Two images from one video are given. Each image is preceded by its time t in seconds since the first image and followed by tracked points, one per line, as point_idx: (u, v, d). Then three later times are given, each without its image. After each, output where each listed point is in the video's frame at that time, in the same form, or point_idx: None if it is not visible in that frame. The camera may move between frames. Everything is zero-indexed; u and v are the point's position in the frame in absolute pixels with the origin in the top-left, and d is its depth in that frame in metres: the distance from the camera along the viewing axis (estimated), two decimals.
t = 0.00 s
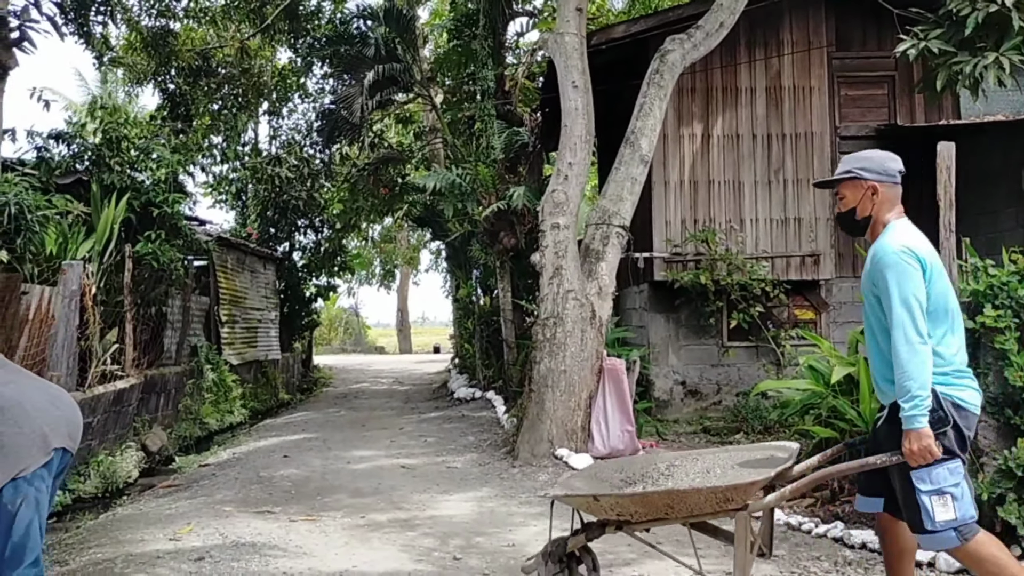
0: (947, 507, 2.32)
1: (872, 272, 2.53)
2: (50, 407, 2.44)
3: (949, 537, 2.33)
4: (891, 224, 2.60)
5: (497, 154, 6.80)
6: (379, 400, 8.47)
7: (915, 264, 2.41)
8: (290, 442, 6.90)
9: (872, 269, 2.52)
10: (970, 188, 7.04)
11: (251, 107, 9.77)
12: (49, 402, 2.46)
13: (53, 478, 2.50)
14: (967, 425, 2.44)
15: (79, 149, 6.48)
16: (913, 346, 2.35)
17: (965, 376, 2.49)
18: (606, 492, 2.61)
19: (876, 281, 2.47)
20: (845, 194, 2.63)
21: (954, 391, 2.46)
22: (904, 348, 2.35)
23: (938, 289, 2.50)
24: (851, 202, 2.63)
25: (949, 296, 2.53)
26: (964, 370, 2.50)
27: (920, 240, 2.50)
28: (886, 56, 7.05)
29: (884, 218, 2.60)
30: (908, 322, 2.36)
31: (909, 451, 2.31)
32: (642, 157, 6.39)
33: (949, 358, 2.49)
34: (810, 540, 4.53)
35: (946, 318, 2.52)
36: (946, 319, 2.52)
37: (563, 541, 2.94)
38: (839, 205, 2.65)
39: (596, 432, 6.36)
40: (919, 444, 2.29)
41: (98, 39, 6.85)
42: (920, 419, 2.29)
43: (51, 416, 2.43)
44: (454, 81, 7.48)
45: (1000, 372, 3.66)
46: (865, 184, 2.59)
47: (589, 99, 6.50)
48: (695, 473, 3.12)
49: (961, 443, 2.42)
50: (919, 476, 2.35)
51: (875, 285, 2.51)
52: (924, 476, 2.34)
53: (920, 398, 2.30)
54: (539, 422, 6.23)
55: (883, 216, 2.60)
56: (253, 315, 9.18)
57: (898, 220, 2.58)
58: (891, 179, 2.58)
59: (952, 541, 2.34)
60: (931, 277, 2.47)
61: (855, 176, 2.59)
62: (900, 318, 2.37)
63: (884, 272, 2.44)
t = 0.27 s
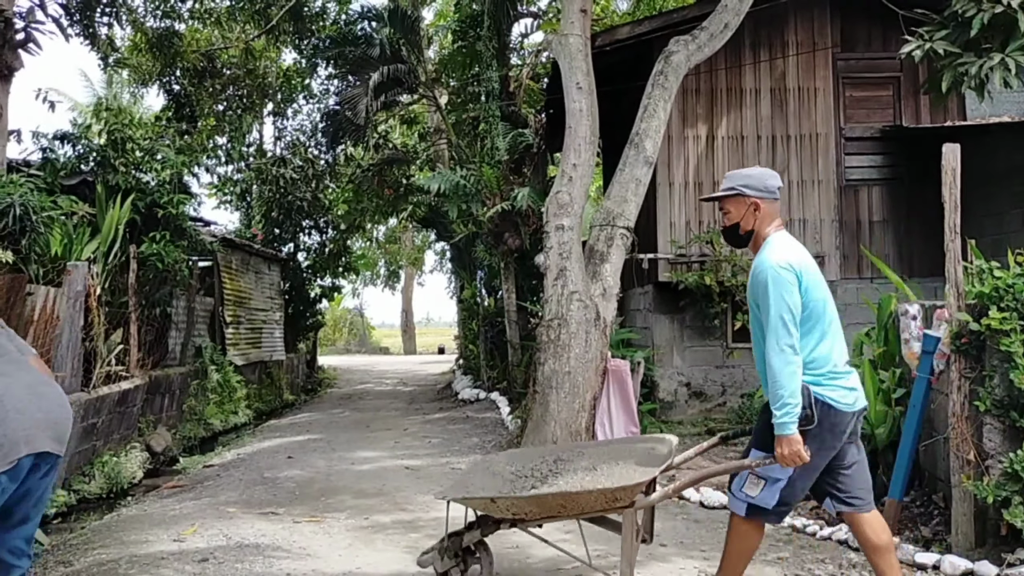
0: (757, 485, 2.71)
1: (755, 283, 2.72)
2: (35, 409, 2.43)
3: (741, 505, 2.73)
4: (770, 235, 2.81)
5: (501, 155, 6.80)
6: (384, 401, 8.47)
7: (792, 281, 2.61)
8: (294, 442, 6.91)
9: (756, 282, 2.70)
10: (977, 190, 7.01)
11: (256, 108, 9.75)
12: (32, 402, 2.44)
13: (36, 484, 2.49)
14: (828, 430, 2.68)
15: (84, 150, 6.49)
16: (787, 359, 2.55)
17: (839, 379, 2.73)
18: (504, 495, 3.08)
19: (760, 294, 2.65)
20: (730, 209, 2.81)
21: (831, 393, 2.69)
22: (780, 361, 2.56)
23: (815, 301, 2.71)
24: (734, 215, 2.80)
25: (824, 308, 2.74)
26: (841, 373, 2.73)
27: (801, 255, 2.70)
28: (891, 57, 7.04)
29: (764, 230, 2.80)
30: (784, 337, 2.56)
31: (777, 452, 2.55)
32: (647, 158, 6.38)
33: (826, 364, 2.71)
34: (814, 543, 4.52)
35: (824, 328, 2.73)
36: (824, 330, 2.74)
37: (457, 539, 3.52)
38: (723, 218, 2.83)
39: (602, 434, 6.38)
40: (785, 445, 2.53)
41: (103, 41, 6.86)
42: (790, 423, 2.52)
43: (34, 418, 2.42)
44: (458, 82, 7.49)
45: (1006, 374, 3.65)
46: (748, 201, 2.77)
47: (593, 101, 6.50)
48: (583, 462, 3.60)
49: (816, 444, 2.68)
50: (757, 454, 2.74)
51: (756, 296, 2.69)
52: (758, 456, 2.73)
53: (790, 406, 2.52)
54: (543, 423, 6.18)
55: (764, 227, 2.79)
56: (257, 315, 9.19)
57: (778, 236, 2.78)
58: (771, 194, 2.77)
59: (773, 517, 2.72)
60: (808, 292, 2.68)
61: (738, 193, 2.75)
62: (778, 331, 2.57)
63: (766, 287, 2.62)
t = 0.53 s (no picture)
0: (699, 494, 2.64)
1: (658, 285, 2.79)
2: None
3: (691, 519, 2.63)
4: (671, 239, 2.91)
5: (520, 156, 6.80)
6: (404, 402, 8.50)
7: (689, 282, 2.67)
8: (315, 442, 6.95)
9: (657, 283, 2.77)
10: (1002, 189, 6.94)
11: (276, 110, 9.86)
12: None
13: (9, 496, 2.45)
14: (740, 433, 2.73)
15: (108, 153, 6.57)
16: (680, 358, 2.61)
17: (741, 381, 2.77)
18: (419, 488, 3.33)
19: (660, 294, 2.72)
20: (633, 217, 2.93)
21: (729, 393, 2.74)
22: (673, 359, 2.62)
23: (715, 303, 2.76)
24: (637, 222, 2.92)
25: (726, 310, 2.80)
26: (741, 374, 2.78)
27: (702, 258, 2.77)
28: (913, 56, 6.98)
29: (667, 235, 2.91)
30: (676, 336, 2.62)
31: (672, 447, 2.60)
32: (668, 159, 6.36)
33: (727, 366, 2.76)
34: (838, 546, 4.49)
35: (727, 331, 2.79)
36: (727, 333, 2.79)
37: (381, 532, 3.73)
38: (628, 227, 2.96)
39: (623, 436, 6.45)
40: (677, 440, 2.58)
41: (126, 44, 6.92)
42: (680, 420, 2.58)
43: None
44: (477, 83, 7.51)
45: None
46: (648, 209, 2.90)
47: (614, 102, 6.46)
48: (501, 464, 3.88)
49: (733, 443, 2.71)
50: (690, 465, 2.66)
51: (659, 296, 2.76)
52: (694, 467, 2.65)
53: (680, 404, 2.58)
54: (564, 424, 6.19)
55: (666, 233, 2.91)
56: (279, 316, 9.25)
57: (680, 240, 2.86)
58: (670, 202, 2.90)
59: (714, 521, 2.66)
60: (707, 294, 2.74)
61: (639, 201, 2.89)
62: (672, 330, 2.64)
63: (664, 288, 2.70)
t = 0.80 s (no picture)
0: (635, 493, 2.80)
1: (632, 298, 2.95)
2: None
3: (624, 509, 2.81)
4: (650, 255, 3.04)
5: (569, 156, 6.80)
6: (451, 402, 8.56)
7: (659, 297, 2.80)
8: (365, 442, 7.00)
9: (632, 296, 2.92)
10: None
11: (326, 113, 10.09)
12: None
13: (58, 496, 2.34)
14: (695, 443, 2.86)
15: (164, 156, 6.71)
16: (646, 366, 2.74)
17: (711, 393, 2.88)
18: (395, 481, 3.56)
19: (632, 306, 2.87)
20: (614, 235, 3.06)
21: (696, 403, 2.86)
22: (639, 368, 2.75)
23: (685, 317, 2.89)
24: (619, 241, 3.05)
25: (698, 323, 2.91)
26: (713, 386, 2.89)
27: (674, 273, 2.90)
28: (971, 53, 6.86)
29: (645, 252, 3.04)
30: (643, 346, 2.76)
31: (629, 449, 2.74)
32: (719, 158, 6.39)
33: (699, 377, 2.88)
34: (895, 550, 4.42)
35: (699, 343, 2.90)
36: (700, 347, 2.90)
37: (367, 523, 3.91)
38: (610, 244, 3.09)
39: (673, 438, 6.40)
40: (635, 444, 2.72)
41: (182, 50, 7.06)
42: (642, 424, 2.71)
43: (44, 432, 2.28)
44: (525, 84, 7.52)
45: None
46: (627, 226, 3.03)
47: (663, 101, 6.44)
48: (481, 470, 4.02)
49: (687, 452, 2.86)
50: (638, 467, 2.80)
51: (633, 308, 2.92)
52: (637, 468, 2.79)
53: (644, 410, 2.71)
54: (613, 425, 6.18)
55: (643, 250, 3.04)
56: (329, 317, 9.37)
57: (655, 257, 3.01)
58: (650, 220, 3.03)
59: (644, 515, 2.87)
60: (677, 308, 2.86)
61: (621, 219, 3.02)
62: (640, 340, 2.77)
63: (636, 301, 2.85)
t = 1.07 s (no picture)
0: (645, 498, 2.78)
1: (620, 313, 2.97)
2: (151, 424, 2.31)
3: (630, 517, 2.81)
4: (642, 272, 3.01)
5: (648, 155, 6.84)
6: (529, 403, 8.62)
7: (627, 318, 2.82)
8: (444, 440, 7.09)
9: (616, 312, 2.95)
10: None
11: (405, 117, 10.61)
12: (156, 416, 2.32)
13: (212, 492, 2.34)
14: (706, 456, 2.78)
15: (249, 161, 6.91)
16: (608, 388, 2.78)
17: (706, 405, 2.80)
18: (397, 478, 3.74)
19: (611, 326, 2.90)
20: (607, 256, 3.03)
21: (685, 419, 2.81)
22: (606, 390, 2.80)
23: (674, 333, 2.85)
24: (610, 261, 3.02)
25: (683, 339, 2.85)
26: (709, 399, 2.81)
27: (652, 291, 2.87)
28: None
29: (636, 271, 3.01)
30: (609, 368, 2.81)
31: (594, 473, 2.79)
32: (803, 154, 6.28)
33: (691, 392, 2.82)
34: (993, 558, 4.27)
35: (688, 357, 2.85)
36: (691, 361, 2.85)
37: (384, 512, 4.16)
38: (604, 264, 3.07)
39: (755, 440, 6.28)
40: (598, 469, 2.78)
41: (267, 57, 7.28)
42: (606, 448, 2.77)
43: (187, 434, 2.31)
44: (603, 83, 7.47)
45: None
46: (621, 247, 2.99)
47: (746, 97, 6.40)
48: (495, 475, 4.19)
49: (700, 462, 2.78)
50: (645, 468, 2.81)
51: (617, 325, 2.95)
52: (648, 471, 2.79)
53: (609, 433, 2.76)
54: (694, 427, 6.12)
55: (636, 268, 3.00)
56: (408, 317, 9.52)
57: (646, 273, 2.98)
58: (640, 240, 2.97)
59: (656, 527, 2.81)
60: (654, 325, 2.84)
61: (608, 242, 2.99)
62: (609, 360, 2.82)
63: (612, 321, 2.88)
